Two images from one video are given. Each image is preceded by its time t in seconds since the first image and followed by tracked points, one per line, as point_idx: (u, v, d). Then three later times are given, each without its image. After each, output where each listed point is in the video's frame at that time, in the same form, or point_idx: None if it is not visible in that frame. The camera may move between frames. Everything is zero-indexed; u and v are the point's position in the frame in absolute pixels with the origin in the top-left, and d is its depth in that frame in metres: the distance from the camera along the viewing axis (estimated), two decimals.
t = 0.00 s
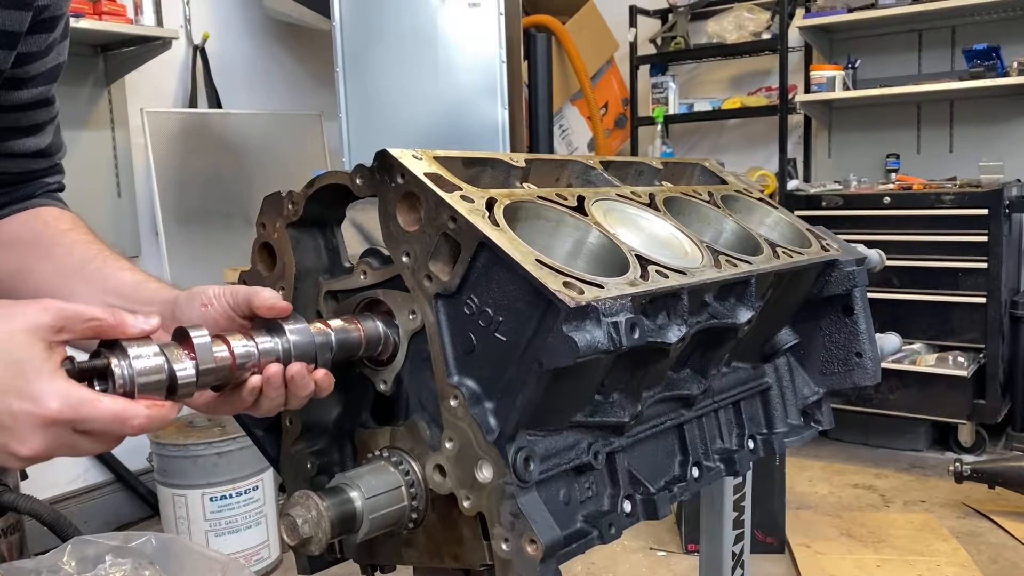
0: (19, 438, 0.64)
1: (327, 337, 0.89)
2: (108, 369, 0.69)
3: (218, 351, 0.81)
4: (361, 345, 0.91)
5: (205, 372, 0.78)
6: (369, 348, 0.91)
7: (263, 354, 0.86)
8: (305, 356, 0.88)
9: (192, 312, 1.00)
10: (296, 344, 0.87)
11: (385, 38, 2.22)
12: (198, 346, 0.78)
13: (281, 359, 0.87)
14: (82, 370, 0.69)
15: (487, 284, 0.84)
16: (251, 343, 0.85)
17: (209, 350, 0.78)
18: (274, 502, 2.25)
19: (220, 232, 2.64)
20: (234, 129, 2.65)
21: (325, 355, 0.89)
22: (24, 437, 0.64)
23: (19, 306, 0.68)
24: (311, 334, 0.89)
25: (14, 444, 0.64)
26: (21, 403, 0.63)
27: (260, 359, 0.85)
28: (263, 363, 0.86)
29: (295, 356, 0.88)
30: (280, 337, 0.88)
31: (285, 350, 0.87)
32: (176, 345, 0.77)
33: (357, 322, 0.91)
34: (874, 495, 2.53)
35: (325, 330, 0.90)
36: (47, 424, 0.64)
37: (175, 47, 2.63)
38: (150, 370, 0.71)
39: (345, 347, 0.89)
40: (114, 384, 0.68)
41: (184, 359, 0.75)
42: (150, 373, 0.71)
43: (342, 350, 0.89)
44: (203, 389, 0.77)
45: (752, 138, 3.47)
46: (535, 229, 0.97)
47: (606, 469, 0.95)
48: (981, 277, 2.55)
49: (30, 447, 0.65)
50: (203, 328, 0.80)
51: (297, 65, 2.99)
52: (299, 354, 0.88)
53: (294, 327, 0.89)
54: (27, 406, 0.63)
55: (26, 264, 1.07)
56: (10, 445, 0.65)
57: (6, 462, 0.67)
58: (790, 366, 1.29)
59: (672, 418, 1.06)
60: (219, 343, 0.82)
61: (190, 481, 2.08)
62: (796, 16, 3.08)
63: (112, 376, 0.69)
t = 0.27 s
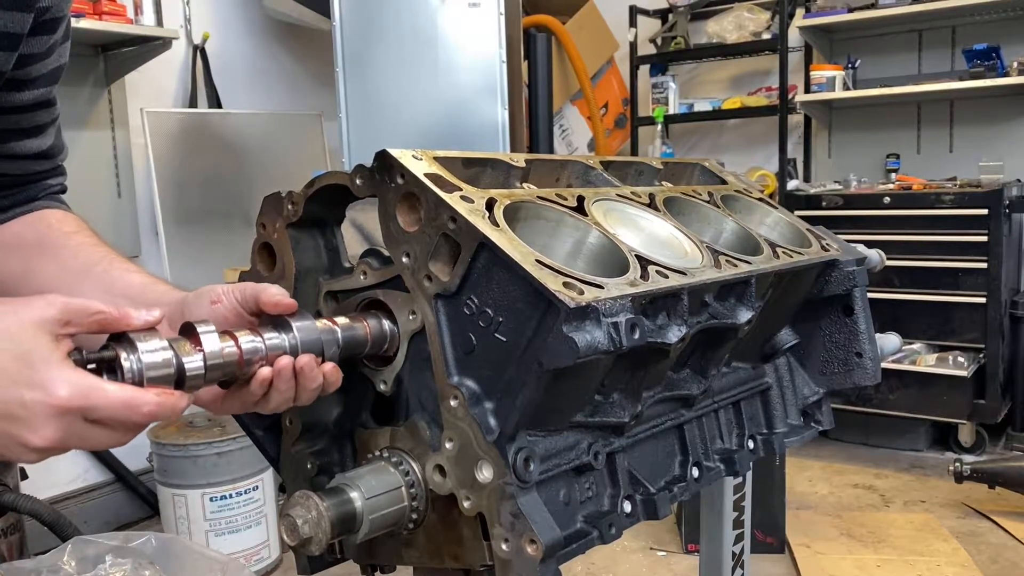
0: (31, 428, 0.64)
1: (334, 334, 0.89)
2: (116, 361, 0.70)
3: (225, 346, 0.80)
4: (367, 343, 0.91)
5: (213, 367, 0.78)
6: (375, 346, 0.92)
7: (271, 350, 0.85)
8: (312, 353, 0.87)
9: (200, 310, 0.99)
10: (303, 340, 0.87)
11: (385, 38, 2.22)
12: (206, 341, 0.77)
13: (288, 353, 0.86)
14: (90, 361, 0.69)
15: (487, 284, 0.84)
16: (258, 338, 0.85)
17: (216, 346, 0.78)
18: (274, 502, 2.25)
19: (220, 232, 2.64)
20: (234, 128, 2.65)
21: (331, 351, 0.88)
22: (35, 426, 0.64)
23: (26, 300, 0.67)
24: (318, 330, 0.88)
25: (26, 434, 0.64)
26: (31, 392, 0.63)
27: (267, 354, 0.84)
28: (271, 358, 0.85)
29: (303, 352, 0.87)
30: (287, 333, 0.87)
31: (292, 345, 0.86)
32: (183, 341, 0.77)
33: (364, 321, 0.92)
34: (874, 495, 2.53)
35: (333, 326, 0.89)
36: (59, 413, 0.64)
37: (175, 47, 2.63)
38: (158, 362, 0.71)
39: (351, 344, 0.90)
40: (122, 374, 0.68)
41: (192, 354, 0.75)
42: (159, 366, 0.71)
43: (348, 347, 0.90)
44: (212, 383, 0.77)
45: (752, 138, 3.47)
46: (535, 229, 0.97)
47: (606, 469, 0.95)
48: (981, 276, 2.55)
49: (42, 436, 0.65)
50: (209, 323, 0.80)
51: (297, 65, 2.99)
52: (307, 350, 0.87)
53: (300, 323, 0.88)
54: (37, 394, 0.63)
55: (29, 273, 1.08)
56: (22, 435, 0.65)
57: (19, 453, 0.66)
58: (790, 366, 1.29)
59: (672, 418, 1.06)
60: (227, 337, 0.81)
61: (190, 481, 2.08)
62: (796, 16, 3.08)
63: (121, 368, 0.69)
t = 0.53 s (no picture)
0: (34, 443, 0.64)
1: (335, 341, 0.89)
2: (119, 375, 0.70)
3: (228, 356, 0.80)
4: (369, 346, 0.91)
5: (216, 377, 0.78)
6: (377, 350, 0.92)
7: (274, 358, 0.85)
8: (314, 360, 0.88)
9: (205, 318, 1.00)
10: (305, 348, 0.87)
11: (385, 38, 2.22)
12: (208, 353, 0.78)
13: (291, 359, 0.87)
14: (93, 375, 0.69)
15: (487, 284, 0.84)
16: (261, 347, 0.85)
17: (218, 356, 0.79)
18: (274, 502, 2.25)
19: (219, 232, 2.64)
20: (234, 128, 2.66)
21: (334, 357, 0.89)
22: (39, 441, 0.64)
23: (29, 316, 0.67)
24: (320, 337, 0.89)
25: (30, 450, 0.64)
26: (35, 407, 0.63)
27: (270, 363, 0.85)
28: (274, 366, 0.85)
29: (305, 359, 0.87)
30: (290, 340, 0.88)
31: (295, 353, 0.87)
32: (185, 351, 0.78)
33: (366, 324, 0.92)
34: (874, 495, 2.53)
35: (335, 332, 0.90)
36: (62, 428, 0.63)
37: (175, 47, 2.63)
38: (161, 375, 0.71)
39: (354, 349, 0.90)
40: (125, 387, 0.69)
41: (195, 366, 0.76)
42: (161, 379, 0.71)
43: (350, 352, 0.90)
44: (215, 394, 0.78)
45: (752, 138, 3.47)
46: (535, 229, 0.97)
47: (606, 469, 0.95)
48: (981, 276, 2.56)
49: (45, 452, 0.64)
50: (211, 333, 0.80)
51: (297, 65, 2.99)
52: (309, 357, 0.87)
53: (303, 330, 0.89)
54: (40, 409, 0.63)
55: (31, 277, 1.08)
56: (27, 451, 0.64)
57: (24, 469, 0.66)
58: (790, 366, 1.29)
59: (672, 417, 1.06)
60: (229, 347, 0.82)
61: (190, 481, 2.08)
62: (796, 16, 3.08)
63: (124, 382, 0.69)
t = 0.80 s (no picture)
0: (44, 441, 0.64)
1: (342, 338, 0.89)
2: (127, 373, 0.70)
3: (234, 353, 0.80)
4: (375, 344, 0.91)
5: (223, 374, 0.78)
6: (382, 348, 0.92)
7: (280, 356, 0.85)
8: (320, 358, 0.88)
9: (209, 319, 1.00)
10: (312, 346, 0.87)
11: (385, 38, 2.22)
12: (216, 350, 0.78)
13: (297, 358, 0.87)
14: (101, 373, 0.69)
15: (486, 284, 0.84)
16: (267, 344, 0.85)
17: (225, 353, 0.79)
18: (274, 502, 2.25)
19: (219, 232, 2.64)
20: (234, 128, 2.66)
21: (340, 355, 0.89)
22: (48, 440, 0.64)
23: (37, 315, 0.67)
24: (326, 335, 0.89)
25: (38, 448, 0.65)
26: (44, 406, 0.63)
27: (277, 361, 0.85)
28: (280, 365, 0.86)
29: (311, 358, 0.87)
30: (296, 338, 0.88)
31: (301, 351, 0.87)
32: (192, 348, 0.78)
33: (371, 322, 0.92)
34: (874, 495, 2.53)
35: (341, 330, 0.90)
36: (71, 425, 0.64)
37: (175, 47, 2.63)
38: (169, 373, 0.71)
39: (360, 348, 0.90)
40: (133, 385, 0.69)
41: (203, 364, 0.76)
42: (169, 376, 0.71)
43: (356, 351, 0.90)
44: (222, 391, 0.77)
45: (752, 138, 3.47)
46: (535, 229, 0.97)
47: (606, 469, 0.95)
48: (981, 276, 2.56)
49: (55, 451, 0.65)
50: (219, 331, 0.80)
51: (297, 65, 2.99)
52: (315, 356, 0.88)
53: (310, 328, 0.89)
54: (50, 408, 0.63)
55: (30, 279, 1.08)
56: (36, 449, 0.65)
57: (32, 466, 0.67)
58: (790, 366, 1.29)
59: (672, 417, 1.06)
60: (236, 345, 0.82)
61: (190, 481, 2.08)
62: (796, 16, 3.08)
63: (132, 380, 0.69)
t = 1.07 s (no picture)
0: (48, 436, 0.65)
1: (343, 337, 0.89)
2: (130, 368, 0.69)
3: (236, 350, 0.80)
4: (376, 343, 0.91)
5: (225, 371, 0.77)
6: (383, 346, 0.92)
7: (282, 353, 0.85)
8: (322, 355, 0.88)
9: (211, 319, 1.00)
10: (314, 344, 0.87)
11: (385, 38, 2.22)
12: (218, 347, 0.78)
13: (298, 356, 0.87)
14: (104, 369, 0.69)
15: (487, 284, 0.84)
16: (269, 341, 0.85)
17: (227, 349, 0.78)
18: (274, 502, 2.25)
19: (219, 232, 2.64)
20: (234, 128, 2.66)
21: (342, 353, 0.89)
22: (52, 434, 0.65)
23: (41, 312, 0.68)
24: (328, 333, 0.89)
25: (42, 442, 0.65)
26: (49, 401, 0.64)
27: (278, 359, 0.85)
28: (282, 362, 0.86)
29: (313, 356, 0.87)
30: (298, 336, 0.88)
31: (303, 349, 0.87)
32: (194, 345, 0.78)
33: (373, 321, 0.92)
34: (874, 495, 2.53)
35: (343, 328, 0.90)
36: (75, 420, 0.64)
37: (175, 47, 2.63)
38: (171, 368, 0.71)
39: (361, 346, 0.90)
40: (135, 380, 0.68)
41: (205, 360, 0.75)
42: (172, 372, 0.71)
43: (358, 349, 0.90)
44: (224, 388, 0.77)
45: (752, 138, 3.47)
46: (535, 229, 0.97)
47: (606, 469, 0.95)
48: (981, 276, 2.56)
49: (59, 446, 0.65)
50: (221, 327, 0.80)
51: (296, 65, 2.99)
52: (317, 353, 0.88)
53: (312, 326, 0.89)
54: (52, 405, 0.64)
55: (30, 281, 1.08)
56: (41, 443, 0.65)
57: (37, 461, 0.67)
58: (791, 366, 1.29)
59: (672, 418, 1.06)
60: (237, 342, 0.82)
61: (190, 481, 2.08)
62: (796, 16, 3.08)
63: (134, 375, 0.69)
